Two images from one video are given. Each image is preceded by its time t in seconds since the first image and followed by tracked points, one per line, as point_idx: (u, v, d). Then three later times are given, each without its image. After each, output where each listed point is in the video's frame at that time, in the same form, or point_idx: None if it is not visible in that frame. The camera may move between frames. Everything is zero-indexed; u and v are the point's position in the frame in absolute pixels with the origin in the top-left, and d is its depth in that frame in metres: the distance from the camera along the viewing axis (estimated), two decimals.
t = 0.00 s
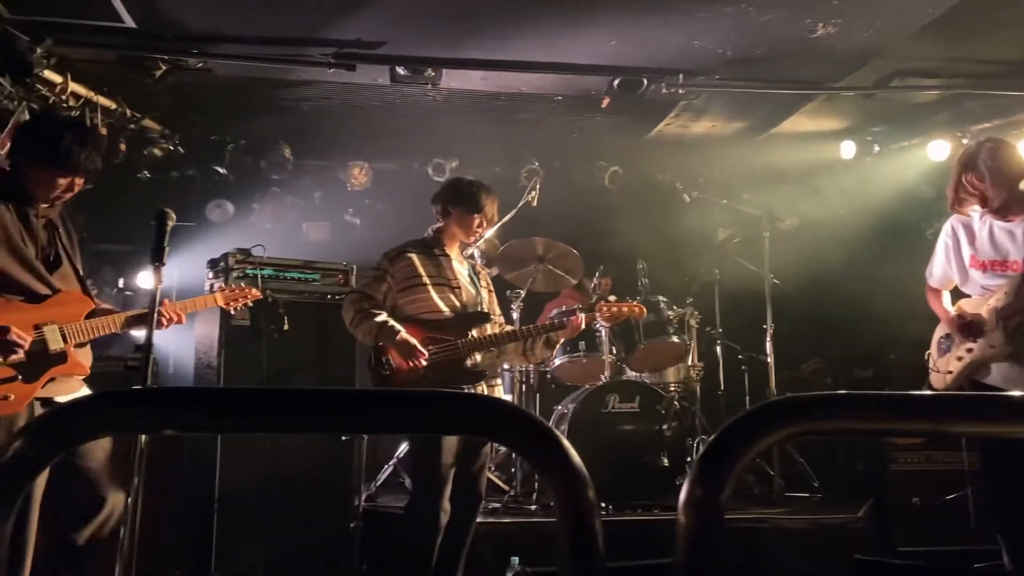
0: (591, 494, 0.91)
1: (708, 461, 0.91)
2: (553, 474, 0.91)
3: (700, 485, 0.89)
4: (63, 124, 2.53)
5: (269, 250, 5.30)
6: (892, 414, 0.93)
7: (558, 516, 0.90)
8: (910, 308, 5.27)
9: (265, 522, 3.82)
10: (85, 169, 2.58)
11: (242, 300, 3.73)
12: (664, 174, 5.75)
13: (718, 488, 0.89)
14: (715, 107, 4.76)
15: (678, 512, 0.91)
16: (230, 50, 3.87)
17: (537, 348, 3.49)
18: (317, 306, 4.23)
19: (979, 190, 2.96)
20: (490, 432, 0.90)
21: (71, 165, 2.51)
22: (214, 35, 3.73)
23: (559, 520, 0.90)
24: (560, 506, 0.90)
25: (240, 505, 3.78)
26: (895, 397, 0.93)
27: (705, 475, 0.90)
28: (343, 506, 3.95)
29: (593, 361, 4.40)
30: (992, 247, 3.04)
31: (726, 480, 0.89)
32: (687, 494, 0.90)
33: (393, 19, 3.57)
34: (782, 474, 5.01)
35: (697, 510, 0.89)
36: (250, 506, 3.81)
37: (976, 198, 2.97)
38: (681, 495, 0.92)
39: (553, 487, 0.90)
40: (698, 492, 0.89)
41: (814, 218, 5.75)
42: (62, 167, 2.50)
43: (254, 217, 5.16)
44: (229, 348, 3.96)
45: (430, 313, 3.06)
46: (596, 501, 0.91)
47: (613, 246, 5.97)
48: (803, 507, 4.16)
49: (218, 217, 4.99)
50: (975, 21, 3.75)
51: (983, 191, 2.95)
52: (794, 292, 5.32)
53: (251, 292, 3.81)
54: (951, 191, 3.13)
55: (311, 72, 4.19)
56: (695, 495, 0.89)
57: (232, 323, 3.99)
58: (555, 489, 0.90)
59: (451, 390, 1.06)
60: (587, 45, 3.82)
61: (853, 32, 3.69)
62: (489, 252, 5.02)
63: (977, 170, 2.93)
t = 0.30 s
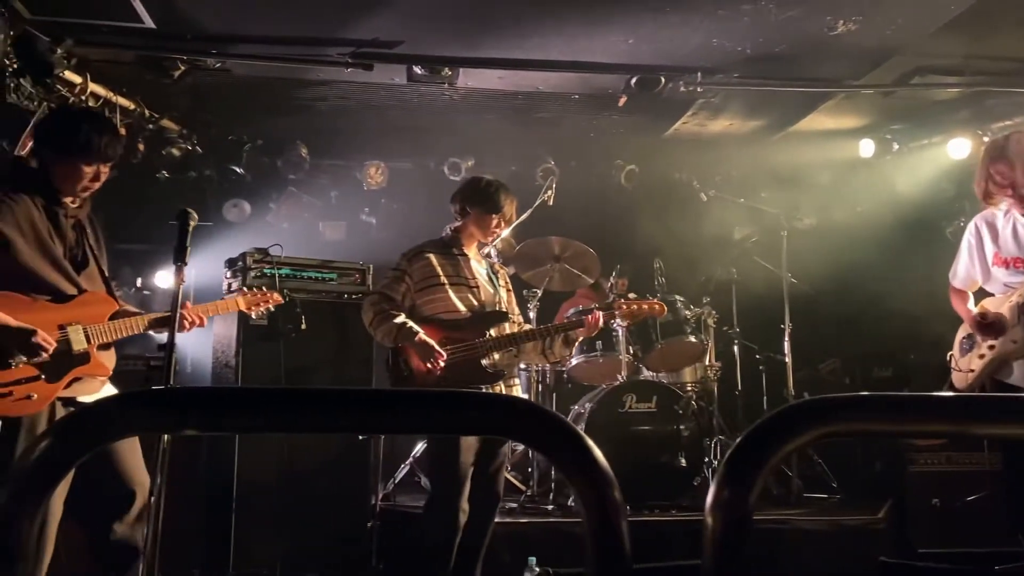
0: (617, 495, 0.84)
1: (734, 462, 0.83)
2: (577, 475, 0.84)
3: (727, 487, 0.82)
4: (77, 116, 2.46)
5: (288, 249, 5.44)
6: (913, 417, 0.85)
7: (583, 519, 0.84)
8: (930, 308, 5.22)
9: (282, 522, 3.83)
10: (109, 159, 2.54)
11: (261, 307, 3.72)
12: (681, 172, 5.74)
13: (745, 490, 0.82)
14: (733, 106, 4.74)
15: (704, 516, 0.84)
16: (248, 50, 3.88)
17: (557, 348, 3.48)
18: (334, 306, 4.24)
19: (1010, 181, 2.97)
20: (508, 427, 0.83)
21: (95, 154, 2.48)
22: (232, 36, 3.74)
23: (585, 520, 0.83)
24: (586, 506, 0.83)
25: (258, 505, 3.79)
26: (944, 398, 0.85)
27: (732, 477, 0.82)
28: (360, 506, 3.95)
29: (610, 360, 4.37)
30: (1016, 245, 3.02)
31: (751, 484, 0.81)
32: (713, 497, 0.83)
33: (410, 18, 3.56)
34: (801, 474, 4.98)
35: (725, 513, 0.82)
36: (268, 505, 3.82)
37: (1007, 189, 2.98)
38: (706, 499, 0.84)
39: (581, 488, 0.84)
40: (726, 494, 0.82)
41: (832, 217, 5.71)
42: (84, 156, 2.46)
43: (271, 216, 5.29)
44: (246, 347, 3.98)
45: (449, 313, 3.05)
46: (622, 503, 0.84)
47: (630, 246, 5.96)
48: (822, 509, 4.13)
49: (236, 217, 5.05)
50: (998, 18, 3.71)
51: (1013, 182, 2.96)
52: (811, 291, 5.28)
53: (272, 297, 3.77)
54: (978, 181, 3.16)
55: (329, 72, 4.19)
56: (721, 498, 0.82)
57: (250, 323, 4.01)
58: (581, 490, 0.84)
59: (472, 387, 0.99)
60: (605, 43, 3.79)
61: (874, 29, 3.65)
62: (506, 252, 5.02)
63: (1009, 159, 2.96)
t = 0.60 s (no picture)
0: (638, 495, 0.81)
1: (757, 463, 0.81)
2: (597, 475, 0.81)
3: (750, 488, 0.80)
4: (114, 110, 2.51)
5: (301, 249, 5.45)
6: (929, 417, 0.82)
7: (603, 520, 0.80)
8: (945, 307, 5.19)
9: (295, 521, 3.83)
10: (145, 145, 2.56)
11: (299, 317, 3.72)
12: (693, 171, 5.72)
13: (768, 489, 0.80)
14: (747, 104, 4.72)
15: (726, 517, 0.82)
16: (263, 50, 3.89)
17: (571, 347, 3.47)
18: (347, 305, 4.24)
19: None
20: (518, 427, 0.80)
21: (130, 138, 2.50)
22: (246, 35, 3.75)
23: (607, 525, 0.80)
24: (607, 508, 0.80)
25: (271, 503, 3.80)
26: (972, 398, 0.82)
27: (755, 476, 0.80)
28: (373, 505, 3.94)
29: (623, 359, 4.35)
30: None
31: (776, 483, 0.79)
32: (735, 498, 0.81)
33: (425, 17, 3.56)
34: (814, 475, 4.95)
35: (749, 514, 0.79)
36: (281, 504, 3.82)
37: None
38: (727, 500, 0.82)
39: (601, 489, 0.81)
40: (748, 496, 0.80)
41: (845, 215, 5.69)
42: (121, 142, 2.49)
43: (283, 215, 5.30)
44: (260, 346, 3.98)
45: (463, 312, 3.05)
46: (643, 503, 0.81)
47: (642, 245, 5.97)
48: (837, 509, 4.10)
49: (248, 216, 5.08)
50: (1016, 15, 3.68)
51: None
52: (825, 290, 5.25)
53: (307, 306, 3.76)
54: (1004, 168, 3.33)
55: (343, 71, 4.20)
56: (744, 499, 0.80)
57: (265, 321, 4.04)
58: (600, 490, 0.81)
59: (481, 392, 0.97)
60: (619, 41, 3.78)
61: (890, 27, 3.63)
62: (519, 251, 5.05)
63: None
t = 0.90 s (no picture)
0: (653, 493, 0.80)
1: (774, 462, 0.79)
2: (611, 472, 0.80)
3: (766, 488, 0.78)
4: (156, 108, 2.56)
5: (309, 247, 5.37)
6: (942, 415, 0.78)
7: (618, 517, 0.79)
8: (956, 306, 5.16)
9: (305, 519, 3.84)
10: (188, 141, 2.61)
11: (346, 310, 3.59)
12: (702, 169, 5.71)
13: (786, 488, 0.78)
14: (757, 102, 4.70)
15: (744, 517, 0.80)
16: (274, 48, 3.89)
17: (579, 347, 3.46)
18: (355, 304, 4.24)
19: None
20: (528, 424, 0.79)
21: (172, 131, 2.54)
22: (256, 33, 3.75)
23: (622, 519, 0.79)
24: (622, 503, 0.79)
25: (281, 501, 3.81)
26: (989, 395, 0.79)
27: (772, 476, 0.79)
28: (383, 502, 3.93)
29: (632, 358, 4.33)
30: None
31: (793, 483, 0.77)
32: (752, 498, 0.79)
33: (435, 14, 3.55)
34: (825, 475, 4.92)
35: (765, 513, 0.78)
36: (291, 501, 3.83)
37: None
38: (745, 500, 0.81)
39: (614, 487, 0.79)
40: (765, 495, 0.78)
41: (854, 214, 5.67)
42: (164, 136, 2.52)
43: (293, 214, 5.24)
44: (270, 344, 3.99)
45: (471, 312, 3.04)
46: (658, 501, 0.80)
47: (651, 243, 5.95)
48: (848, 509, 4.08)
49: (258, 214, 5.08)
50: None
51: None
52: (835, 289, 5.23)
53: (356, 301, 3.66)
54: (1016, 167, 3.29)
55: (352, 69, 4.20)
56: (761, 497, 0.79)
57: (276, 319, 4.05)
58: (614, 488, 0.79)
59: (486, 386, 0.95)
60: (630, 38, 3.77)
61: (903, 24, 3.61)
62: (529, 250, 5.06)
63: None
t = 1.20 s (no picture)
0: (665, 490, 0.79)
1: (786, 459, 0.79)
2: (622, 468, 0.79)
3: (780, 486, 0.77)
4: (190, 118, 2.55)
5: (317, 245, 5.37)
6: (955, 412, 0.78)
7: (631, 515, 0.79)
8: (964, 304, 5.14)
9: (313, 516, 3.85)
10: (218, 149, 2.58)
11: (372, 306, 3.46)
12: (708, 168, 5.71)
13: (799, 487, 0.77)
14: (764, 99, 4.68)
15: (757, 516, 0.80)
16: (281, 46, 3.90)
17: (584, 345, 3.45)
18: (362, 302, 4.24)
19: None
20: (539, 421, 0.79)
21: (202, 139, 2.52)
22: (264, 31, 3.75)
23: (634, 519, 0.79)
24: (634, 501, 0.79)
25: (288, 499, 3.81)
26: (1009, 393, 0.77)
27: (784, 474, 0.78)
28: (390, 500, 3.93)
29: (639, 357, 4.32)
30: None
31: (807, 481, 0.77)
32: (765, 496, 0.79)
33: (442, 11, 3.55)
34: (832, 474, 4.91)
35: (778, 512, 0.78)
36: (298, 499, 3.83)
37: None
38: (757, 498, 0.80)
39: (626, 483, 0.79)
40: (777, 494, 0.78)
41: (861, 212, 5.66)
42: (194, 143, 2.51)
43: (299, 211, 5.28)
44: (277, 342, 4.00)
45: (475, 310, 3.02)
46: (671, 498, 0.80)
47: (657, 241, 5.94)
48: (854, 507, 4.07)
49: (263, 213, 5.06)
50: None
51: None
52: (841, 287, 5.22)
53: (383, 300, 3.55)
54: None
55: (359, 67, 4.20)
56: (774, 496, 0.78)
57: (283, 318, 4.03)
58: (625, 485, 0.79)
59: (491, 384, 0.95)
60: (638, 36, 3.76)
61: (912, 21, 3.59)
62: (536, 248, 5.05)
63: None
